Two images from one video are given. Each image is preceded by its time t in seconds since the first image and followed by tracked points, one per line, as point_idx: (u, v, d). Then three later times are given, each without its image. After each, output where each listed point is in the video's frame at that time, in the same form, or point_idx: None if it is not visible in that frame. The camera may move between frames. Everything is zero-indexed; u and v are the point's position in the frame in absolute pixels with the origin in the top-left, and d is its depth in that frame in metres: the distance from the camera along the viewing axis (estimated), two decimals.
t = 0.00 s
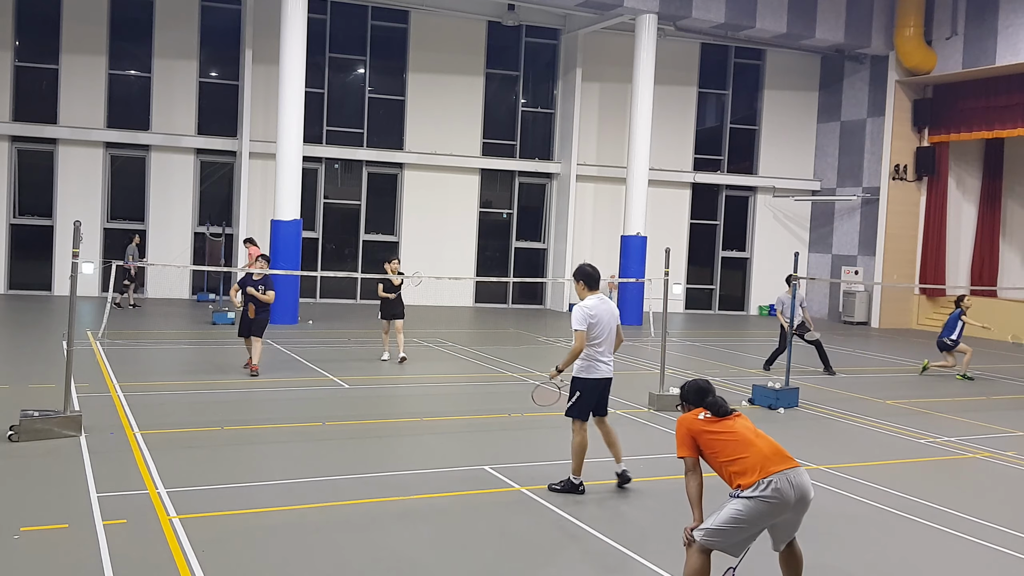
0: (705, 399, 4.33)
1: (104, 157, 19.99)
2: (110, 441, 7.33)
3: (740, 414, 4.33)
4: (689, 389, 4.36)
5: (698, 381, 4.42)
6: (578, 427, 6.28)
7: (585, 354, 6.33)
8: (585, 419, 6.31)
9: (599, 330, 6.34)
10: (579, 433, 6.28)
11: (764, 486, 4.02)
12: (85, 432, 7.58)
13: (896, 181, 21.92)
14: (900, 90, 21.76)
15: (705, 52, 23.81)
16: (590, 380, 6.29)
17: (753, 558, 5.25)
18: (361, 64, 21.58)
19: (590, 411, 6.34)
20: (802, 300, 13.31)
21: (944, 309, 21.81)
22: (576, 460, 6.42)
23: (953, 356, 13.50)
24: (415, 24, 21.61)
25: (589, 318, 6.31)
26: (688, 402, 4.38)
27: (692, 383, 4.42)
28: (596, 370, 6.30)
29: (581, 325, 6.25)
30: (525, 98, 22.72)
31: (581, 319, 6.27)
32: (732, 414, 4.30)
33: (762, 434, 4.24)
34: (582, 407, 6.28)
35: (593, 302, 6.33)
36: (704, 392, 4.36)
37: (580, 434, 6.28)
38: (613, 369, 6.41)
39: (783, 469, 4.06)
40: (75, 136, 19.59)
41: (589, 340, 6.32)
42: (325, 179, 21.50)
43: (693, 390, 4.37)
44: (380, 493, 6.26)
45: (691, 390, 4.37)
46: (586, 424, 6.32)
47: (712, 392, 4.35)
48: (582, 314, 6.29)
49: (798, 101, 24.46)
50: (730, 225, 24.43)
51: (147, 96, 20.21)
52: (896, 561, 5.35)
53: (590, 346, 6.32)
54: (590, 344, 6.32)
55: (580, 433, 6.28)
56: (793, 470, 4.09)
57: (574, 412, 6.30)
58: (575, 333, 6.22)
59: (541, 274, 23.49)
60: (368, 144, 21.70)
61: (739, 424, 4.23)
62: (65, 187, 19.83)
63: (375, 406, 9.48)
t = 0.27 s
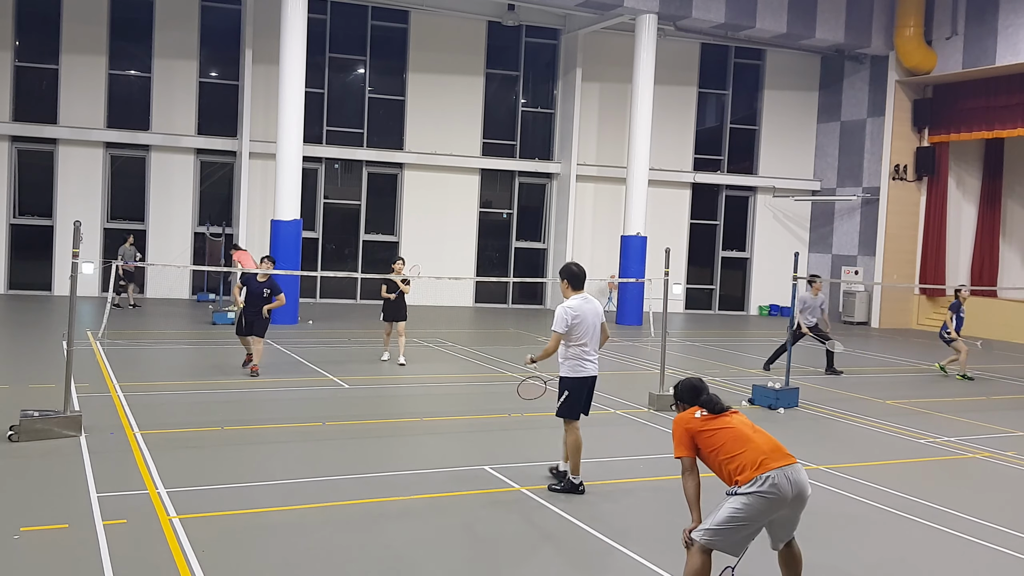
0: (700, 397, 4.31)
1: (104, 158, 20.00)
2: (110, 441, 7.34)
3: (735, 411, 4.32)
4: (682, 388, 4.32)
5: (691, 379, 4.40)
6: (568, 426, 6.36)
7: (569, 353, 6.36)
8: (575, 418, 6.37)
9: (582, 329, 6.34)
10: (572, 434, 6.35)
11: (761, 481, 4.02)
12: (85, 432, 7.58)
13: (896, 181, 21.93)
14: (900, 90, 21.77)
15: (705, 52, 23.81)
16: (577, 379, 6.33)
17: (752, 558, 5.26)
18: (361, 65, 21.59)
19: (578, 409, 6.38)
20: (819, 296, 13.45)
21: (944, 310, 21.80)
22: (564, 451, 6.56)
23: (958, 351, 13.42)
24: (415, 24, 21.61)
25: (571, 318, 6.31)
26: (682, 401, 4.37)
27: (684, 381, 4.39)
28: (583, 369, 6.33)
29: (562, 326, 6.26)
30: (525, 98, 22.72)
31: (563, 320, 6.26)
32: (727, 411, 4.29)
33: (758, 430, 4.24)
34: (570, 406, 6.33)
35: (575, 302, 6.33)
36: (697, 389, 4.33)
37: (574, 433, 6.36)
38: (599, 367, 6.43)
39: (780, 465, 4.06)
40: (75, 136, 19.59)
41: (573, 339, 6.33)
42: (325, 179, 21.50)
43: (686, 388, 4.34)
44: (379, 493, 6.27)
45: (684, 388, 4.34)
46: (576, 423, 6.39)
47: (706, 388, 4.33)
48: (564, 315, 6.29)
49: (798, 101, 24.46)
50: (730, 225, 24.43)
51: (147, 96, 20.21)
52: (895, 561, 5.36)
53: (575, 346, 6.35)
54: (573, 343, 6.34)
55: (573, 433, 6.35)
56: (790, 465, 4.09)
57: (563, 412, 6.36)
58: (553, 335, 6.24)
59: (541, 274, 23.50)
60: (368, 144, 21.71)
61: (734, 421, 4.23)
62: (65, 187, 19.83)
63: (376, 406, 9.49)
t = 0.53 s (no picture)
0: (708, 376, 4.27)
1: (104, 158, 20.00)
2: (110, 441, 7.34)
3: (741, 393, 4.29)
4: (694, 362, 4.28)
5: (701, 354, 4.35)
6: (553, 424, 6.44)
7: (553, 353, 6.38)
8: (560, 417, 6.41)
9: (567, 330, 6.34)
10: (560, 431, 6.40)
11: (758, 474, 4.01)
12: (85, 432, 7.58)
13: (896, 181, 21.92)
14: (900, 90, 21.77)
15: (705, 52, 23.81)
16: (561, 379, 6.36)
17: (752, 558, 5.26)
18: (361, 64, 21.58)
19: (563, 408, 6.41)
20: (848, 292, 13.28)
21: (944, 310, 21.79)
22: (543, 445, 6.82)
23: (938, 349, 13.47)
24: (415, 24, 21.61)
25: (555, 318, 6.31)
26: (690, 378, 4.32)
27: (695, 354, 4.35)
28: (569, 369, 6.37)
29: (545, 327, 6.27)
30: (525, 98, 22.72)
31: (545, 321, 6.28)
32: (733, 393, 4.25)
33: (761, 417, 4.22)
34: (555, 404, 6.36)
35: (560, 302, 6.32)
36: (706, 367, 4.29)
37: (561, 431, 6.41)
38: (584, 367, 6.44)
39: (779, 458, 4.05)
40: (75, 136, 19.59)
41: (557, 339, 6.34)
42: (325, 179, 21.49)
43: (696, 363, 4.30)
44: (379, 492, 6.26)
45: (693, 363, 4.30)
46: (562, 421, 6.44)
47: (714, 367, 4.29)
48: (548, 315, 6.30)
49: (798, 101, 24.46)
50: (730, 225, 24.43)
51: (147, 96, 20.21)
52: (895, 561, 5.36)
53: (559, 346, 6.35)
54: (558, 344, 6.35)
55: (560, 431, 6.40)
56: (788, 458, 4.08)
57: (547, 410, 6.39)
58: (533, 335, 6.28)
59: (541, 274, 23.50)
60: (368, 144, 21.70)
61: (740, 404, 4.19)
62: (65, 187, 19.83)
63: (375, 406, 9.48)
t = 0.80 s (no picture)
0: (722, 351, 4.19)
1: (104, 158, 20.00)
2: (110, 441, 7.34)
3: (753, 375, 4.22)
4: (709, 336, 4.18)
5: (718, 326, 4.23)
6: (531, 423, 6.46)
7: (541, 352, 6.40)
8: (545, 414, 6.44)
9: (554, 328, 6.38)
10: (541, 428, 6.43)
11: (752, 467, 4.02)
12: (85, 432, 7.58)
13: (896, 181, 21.93)
14: (900, 90, 21.77)
15: (705, 52, 23.81)
16: (550, 377, 6.37)
17: (752, 557, 5.27)
18: (361, 64, 21.58)
19: (551, 406, 6.43)
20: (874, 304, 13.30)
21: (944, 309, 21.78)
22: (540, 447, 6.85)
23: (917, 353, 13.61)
24: (415, 24, 21.61)
25: (543, 316, 6.37)
26: (702, 349, 4.24)
27: (714, 327, 4.23)
28: (558, 368, 6.38)
29: (530, 324, 6.35)
30: (525, 98, 22.72)
31: (532, 319, 6.36)
32: (745, 375, 4.18)
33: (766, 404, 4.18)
34: (542, 401, 6.37)
35: (547, 300, 6.39)
36: (720, 342, 4.19)
37: (541, 425, 6.43)
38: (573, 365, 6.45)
39: (774, 454, 4.06)
40: (75, 136, 19.59)
41: (545, 337, 6.38)
42: (325, 179, 21.50)
43: (712, 335, 4.20)
44: (379, 492, 6.27)
45: (709, 336, 4.19)
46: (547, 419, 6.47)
47: (728, 343, 4.20)
48: (534, 313, 6.37)
49: (798, 101, 24.46)
50: (730, 225, 24.43)
51: (147, 96, 20.21)
52: (895, 561, 5.36)
53: (548, 344, 6.38)
54: (545, 341, 6.39)
55: (540, 427, 6.43)
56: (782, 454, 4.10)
57: (534, 408, 6.40)
58: (517, 331, 6.37)
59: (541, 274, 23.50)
60: (368, 144, 21.71)
61: (748, 388, 4.14)
62: (65, 186, 19.83)
63: (376, 406, 9.49)
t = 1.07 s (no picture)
0: (739, 340, 4.14)
1: (104, 158, 20.00)
2: (110, 441, 7.34)
3: (766, 370, 4.18)
4: (727, 324, 4.14)
5: (738, 316, 4.17)
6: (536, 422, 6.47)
7: (540, 351, 6.41)
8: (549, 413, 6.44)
9: (552, 326, 6.40)
10: (545, 427, 6.43)
11: (740, 464, 4.04)
12: (85, 432, 7.58)
13: (896, 181, 21.93)
14: (900, 90, 21.77)
15: (705, 52, 23.81)
16: (551, 375, 6.39)
17: (752, 558, 5.28)
18: (361, 64, 21.58)
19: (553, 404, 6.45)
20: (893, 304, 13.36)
21: (944, 309, 21.79)
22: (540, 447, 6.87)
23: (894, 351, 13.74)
24: (415, 24, 21.61)
25: (542, 315, 6.37)
26: (719, 336, 4.20)
27: (734, 316, 4.17)
28: (558, 365, 6.40)
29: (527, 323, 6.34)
30: (525, 98, 22.72)
31: (529, 318, 6.35)
32: (757, 368, 4.14)
33: (773, 401, 4.16)
34: (545, 401, 6.38)
35: (543, 299, 6.39)
36: (737, 332, 4.15)
37: (546, 425, 6.44)
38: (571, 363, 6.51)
39: (767, 453, 4.08)
40: (75, 136, 19.59)
41: (543, 336, 6.39)
42: (325, 179, 21.49)
43: (730, 324, 4.15)
44: (379, 492, 6.27)
45: (728, 324, 4.14)
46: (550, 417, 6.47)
47: (747, 334, 4.15)
48: (531, 312, 6.35)
49: (798, 101, 24.46)
50: (730, 225, 24.42)
51: (147, 96, 20.21)
52: (895, 561, 5.36)
53: (547, 343, 6.39)
54: (543, 340, 6.40)
55: (545, 426, 6.44)
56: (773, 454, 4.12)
57: (538, 408, 6.39)
58: (516, 331, 6.35)
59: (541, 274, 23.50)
60: (368, 144, 21.71)
61: (758, 383, 4.12)
62: (65, 186, 19.83)
63: (376, 406, 9.49)
